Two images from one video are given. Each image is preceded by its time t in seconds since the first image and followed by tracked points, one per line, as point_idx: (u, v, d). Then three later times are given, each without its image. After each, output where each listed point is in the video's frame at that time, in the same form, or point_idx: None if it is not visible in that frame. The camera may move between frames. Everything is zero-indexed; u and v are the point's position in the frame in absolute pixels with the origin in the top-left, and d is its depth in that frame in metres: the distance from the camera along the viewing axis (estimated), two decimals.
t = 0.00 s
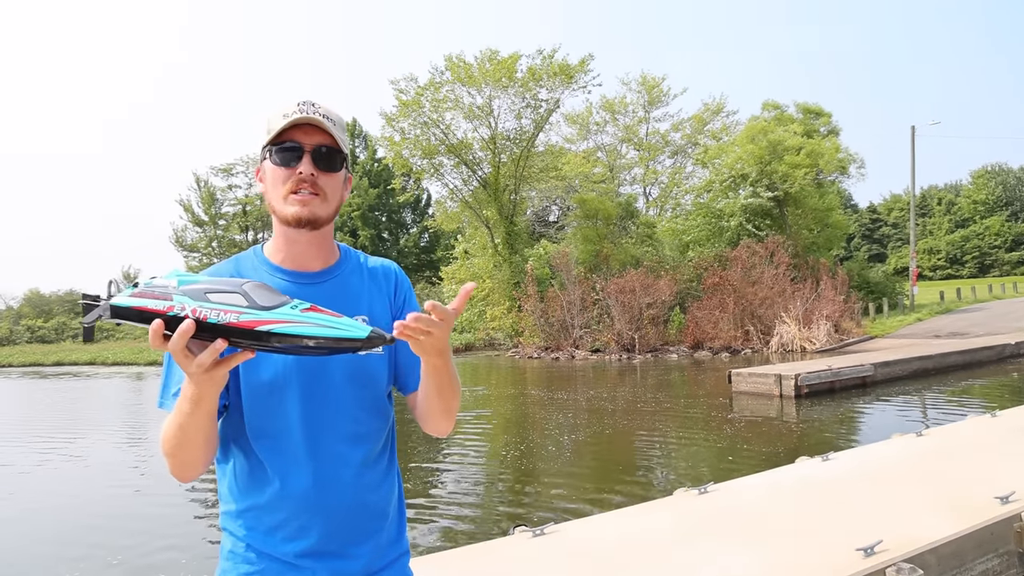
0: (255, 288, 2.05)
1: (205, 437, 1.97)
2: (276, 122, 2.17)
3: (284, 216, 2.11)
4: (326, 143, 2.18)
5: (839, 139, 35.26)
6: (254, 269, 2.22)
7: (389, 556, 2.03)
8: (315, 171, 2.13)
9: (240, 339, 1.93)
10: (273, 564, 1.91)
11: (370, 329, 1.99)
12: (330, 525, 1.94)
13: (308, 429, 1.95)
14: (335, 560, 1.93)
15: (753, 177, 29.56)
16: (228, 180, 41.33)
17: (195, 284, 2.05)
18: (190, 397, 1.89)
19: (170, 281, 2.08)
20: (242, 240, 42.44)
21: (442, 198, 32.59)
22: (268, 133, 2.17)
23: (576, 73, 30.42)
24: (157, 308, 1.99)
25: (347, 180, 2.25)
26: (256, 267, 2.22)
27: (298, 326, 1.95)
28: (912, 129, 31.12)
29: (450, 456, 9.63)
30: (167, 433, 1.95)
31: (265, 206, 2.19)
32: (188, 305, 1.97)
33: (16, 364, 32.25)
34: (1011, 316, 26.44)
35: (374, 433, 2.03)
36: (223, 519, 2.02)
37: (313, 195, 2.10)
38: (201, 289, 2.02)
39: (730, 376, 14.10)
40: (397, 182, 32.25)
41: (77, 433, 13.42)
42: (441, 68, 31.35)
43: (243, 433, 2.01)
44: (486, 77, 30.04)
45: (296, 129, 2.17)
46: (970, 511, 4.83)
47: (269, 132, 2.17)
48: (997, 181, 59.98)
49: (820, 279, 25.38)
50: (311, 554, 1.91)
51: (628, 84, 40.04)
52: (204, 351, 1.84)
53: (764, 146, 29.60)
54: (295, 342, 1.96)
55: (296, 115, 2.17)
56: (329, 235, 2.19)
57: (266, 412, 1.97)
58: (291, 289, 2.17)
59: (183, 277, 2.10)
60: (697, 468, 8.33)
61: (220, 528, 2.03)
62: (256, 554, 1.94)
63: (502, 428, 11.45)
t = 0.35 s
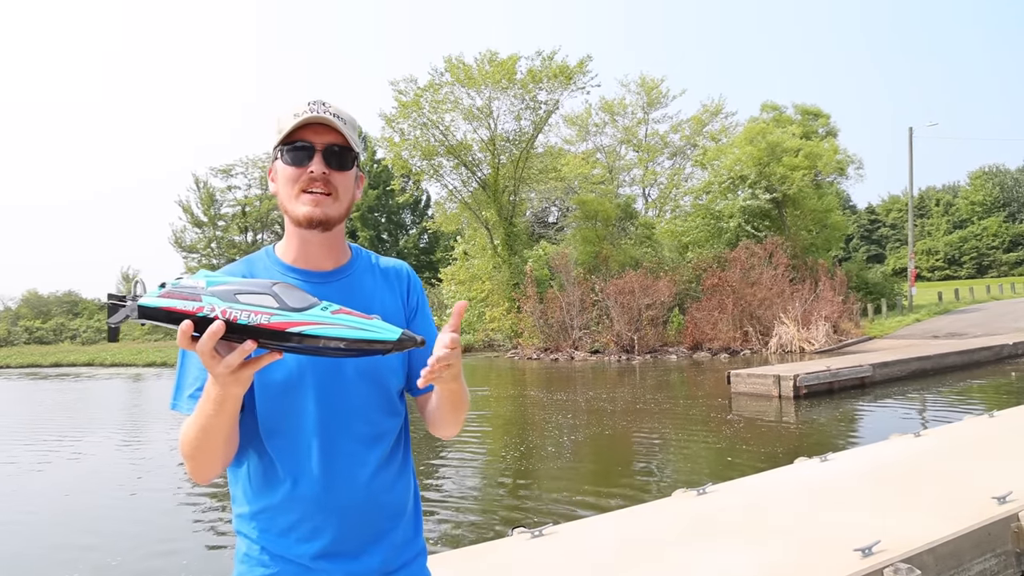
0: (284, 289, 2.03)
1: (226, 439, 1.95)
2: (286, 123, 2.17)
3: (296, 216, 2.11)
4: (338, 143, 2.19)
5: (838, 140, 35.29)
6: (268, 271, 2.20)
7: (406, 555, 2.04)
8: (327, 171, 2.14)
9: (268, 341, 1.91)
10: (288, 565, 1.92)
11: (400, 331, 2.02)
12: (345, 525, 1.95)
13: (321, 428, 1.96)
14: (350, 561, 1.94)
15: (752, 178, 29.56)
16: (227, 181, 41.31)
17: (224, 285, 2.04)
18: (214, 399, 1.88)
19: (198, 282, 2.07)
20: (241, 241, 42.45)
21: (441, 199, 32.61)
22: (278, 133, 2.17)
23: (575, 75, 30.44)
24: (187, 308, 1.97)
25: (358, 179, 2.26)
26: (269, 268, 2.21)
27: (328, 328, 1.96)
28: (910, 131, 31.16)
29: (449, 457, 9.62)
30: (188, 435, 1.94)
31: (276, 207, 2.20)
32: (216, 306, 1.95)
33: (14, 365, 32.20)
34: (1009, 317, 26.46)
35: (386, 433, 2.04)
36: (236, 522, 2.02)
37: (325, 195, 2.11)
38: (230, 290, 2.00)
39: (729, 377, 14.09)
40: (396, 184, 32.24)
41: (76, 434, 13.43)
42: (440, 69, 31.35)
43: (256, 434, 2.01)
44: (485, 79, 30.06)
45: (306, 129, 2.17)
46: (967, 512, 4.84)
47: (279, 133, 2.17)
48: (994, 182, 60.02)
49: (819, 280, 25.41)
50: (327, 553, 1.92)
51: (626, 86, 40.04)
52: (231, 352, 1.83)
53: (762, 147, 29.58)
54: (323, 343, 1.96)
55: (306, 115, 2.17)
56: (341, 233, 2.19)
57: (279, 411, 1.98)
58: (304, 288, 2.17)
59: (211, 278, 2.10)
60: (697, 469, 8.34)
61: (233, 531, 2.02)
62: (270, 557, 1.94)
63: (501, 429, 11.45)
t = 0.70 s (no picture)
0: (291, 291, 2.02)
1: (236, 435, 2.01)
2: (287, 125, 2.17)
3: (300, 218, 2.11)
4: (338, 141, 2.17)
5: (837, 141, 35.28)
6: (278, 273, 2.22)
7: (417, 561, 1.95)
8: (328, 170, 2.12)
9: (273, 342, 1.91)
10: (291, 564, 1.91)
11: (404, 342, 1.93)
12: (348, 525, 1.90)
13: (325, 426, 1.95)
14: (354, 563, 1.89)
15: (752, 179, 29.50)
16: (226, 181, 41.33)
17: (233, 283, 2.04)
18: (223, 398, 1.93)
19: (209, 279, 2.07)
20: (240, 242, 42.47)
21: (441, 200, 32.62)
22: (281, 137, 2.17)
23: (575, 75, 30.46)
24: (195, 305, 1.97)
25: (364, 178, 2.23)
26: (279, 271, 2.23)
27: (330, 333, 1.93)
28: (909, 132, 31.14)
29: (448, 458, 9.60)
30: (200, 432, 2.00)
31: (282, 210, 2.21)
32: (223, 305, 1.96)
33: (14, 366, 32.21)
34: (1009, 317, 26.43)
35: (394, 433, 1.97)
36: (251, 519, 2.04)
37: (327, 194, 2.10)
38: (237, 290, 2.00)
39: (728, 377, 14.05)
40: (396, 184, 32.23)
41: (75, 435, 13.44)
42: (440, 70, 31.35)
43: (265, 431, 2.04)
44: (485, 79, 30.07)
45: (307, 131, 2.16)
46: (967, 513, 4.82)
47: (281, 137, 2.17)
48: (994, 183, 60.00)
49: (818, 280, 25.39)
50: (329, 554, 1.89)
51: (625, 86, 40.03)
52: (237, 352, 1.86)
53: (762, 147, 29.55)
54: (327, 349, 1.93)
55: (306, 117, 2.16)
56: (345, 232, 2.17)
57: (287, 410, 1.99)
58: (311, 288, 2.17)
59: (222, 275, 2.11)
60: (695, 469, 8.32)
61: (249, 528, 2.05)
62: (277, 553, 1.95)
63: (500, 430, 11.43)
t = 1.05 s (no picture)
0: (290, 275, 2.05)
1: (246, 430, 2.04)
2: (282, 129, 2.19)
3: (301, 217, 2.10)
4: (334, 138, 2.15)
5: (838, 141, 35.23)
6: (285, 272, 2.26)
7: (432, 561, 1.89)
8: (324, 167, 2.11)
9: (274, 325, 1.92)
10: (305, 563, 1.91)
11: (403, 320, 1.91)
12: (360, 523, 1.88)
13: (335, 425, 1.94)
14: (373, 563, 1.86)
15: (752, 179, 29.46)
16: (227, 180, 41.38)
17: (235, 271, 2.08)
18: (231, 390, 1.95)
19: (210, 269, 2.11)
20: (241, 241, 42.48)
21: (441, 199, 32.60)
22: (278, 142, 2.20)
23: (575, 75, 30.44)
24: (195, 293, 2.01)
25: (365, 174, 2.20)
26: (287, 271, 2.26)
27: (327, 314, 1.93)
28: (910, 132, 31.12)
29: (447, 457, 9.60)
30: (212, 426, 2.04)
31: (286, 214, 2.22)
32: (223, 290, 1.99)
33: (15, 365, 32.23)
34: (1009, 318, 26.40)
35: (408, 431, 1.94)
36: (270, 521, 2.06)
37: (326, 192, 2.08)
38: (238, 277, 2.04)
39: (728, 378, 14.03)
40: (396, 184, 32.22)
41: (75, 434, 13.43)
42: (440, 69, 31.32)
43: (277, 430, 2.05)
44: (485, 79, 30.07)
45: (302, 132, 2.17)
46: (966, 513, 4.82)
47: (278, 141, 2.19)
48: (995, 183, 59.88)
49: (819, 280, 25.37)
50: (341, 555, 1.88)
51: (626, 86, 40.00)
52: (238, 340, 1.85)
53: (762, 147, 29.52)
54: (327, 330, 1.92)
55: (300, 118, 2.17)
56: (352, 229, 2.16)
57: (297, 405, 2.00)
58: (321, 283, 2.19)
59: (223, 264, 2.15)
60: (695, 469, 8.32)
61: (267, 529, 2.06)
62: (293, 552, 1.95)
63: (500, 429, 11.43)
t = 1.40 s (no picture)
0: (301, 280, 2.04)
1: (255, 438, 2.02)
2: (273, 125, 2.19)
3: (304, 214, 2.11)
4: (326, 129, 2.16)
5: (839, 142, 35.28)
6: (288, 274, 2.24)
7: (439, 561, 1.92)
8: (322, 159, 2.12)
9: (286, 331, 1.92)
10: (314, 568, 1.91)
11: (417, 326, 1.89)
12: (370, 528, 1.88)
13: (345, 431, 1.95)
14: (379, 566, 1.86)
15: (753, 179, 29.49)
16: (226, 181, 41.41)
17: (243, 276, 2.08)
18: (240, 397, 1.93)
19: (219, 274, 2.10)
20: (241, 241, 42.48)
21: (441, 200, 32.60)
22: (271, 138, 2.20)
23: (576, 76, 30.46)
24: (204, 300, 2.00)
25: (362, 163, 2.21)
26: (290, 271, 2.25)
27: (340, 320, 1.92)
28: (910, 133, 31.15)
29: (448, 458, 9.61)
30: (219, 433, 2.03)
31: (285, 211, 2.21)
32: (233, 296, 1.98)
33: (14, 365, 32.18)
34: (1008, 318, 26.44)
35: (412, 435, 1.95)
36: (274, 526, 2.05)
37: (326, 184, 2.10)
38: (248, 283, 2.03)
39: (729, 378, 14.03)
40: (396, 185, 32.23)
41: (76, 434, 13.43)
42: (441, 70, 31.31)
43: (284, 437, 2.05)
44: (486, 79, 30.09)
45: (294, 125, 2.18)
46: (965, 513, 4.83)
47: (271, 137, 2.19)
48: (995, 184, 59.95)
49: (819, 281, 25.40)
50: (350, 561, 1.88)
51: (626, 86, 40.03)
52: (248, 346, 1.86)
53: (763, 148, 29.58)
54: (338, 335, 1.92)
55: (290, 112, 2.17)
56: (354, 223, 2.16)
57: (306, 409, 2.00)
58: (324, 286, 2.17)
59: (232, 269, 2.13)
60: (696, 469, 8.34)
61: (272, 532, 2.05)
62: (300, 557, 1.94)
63: (501, 429, 11.46)
